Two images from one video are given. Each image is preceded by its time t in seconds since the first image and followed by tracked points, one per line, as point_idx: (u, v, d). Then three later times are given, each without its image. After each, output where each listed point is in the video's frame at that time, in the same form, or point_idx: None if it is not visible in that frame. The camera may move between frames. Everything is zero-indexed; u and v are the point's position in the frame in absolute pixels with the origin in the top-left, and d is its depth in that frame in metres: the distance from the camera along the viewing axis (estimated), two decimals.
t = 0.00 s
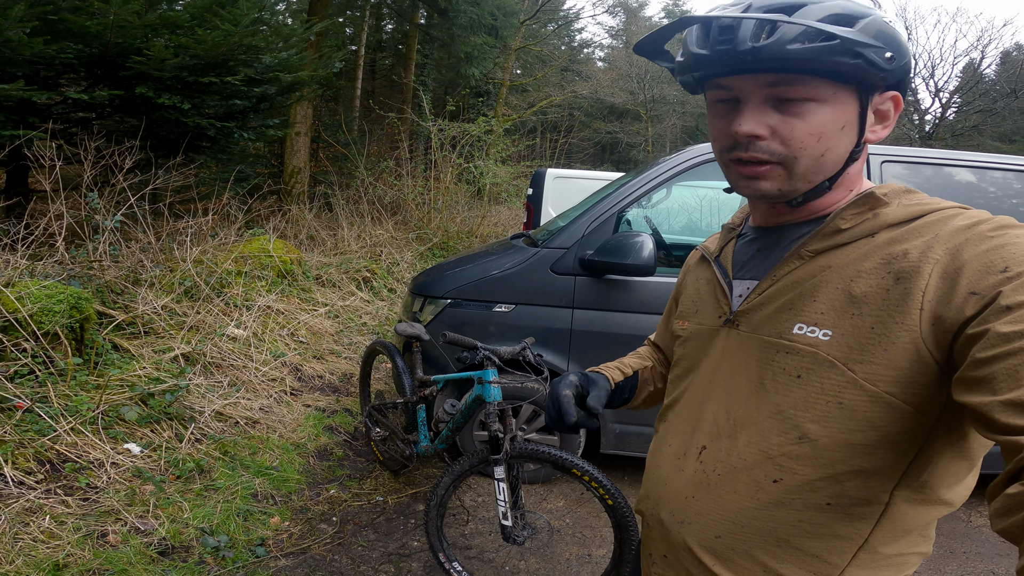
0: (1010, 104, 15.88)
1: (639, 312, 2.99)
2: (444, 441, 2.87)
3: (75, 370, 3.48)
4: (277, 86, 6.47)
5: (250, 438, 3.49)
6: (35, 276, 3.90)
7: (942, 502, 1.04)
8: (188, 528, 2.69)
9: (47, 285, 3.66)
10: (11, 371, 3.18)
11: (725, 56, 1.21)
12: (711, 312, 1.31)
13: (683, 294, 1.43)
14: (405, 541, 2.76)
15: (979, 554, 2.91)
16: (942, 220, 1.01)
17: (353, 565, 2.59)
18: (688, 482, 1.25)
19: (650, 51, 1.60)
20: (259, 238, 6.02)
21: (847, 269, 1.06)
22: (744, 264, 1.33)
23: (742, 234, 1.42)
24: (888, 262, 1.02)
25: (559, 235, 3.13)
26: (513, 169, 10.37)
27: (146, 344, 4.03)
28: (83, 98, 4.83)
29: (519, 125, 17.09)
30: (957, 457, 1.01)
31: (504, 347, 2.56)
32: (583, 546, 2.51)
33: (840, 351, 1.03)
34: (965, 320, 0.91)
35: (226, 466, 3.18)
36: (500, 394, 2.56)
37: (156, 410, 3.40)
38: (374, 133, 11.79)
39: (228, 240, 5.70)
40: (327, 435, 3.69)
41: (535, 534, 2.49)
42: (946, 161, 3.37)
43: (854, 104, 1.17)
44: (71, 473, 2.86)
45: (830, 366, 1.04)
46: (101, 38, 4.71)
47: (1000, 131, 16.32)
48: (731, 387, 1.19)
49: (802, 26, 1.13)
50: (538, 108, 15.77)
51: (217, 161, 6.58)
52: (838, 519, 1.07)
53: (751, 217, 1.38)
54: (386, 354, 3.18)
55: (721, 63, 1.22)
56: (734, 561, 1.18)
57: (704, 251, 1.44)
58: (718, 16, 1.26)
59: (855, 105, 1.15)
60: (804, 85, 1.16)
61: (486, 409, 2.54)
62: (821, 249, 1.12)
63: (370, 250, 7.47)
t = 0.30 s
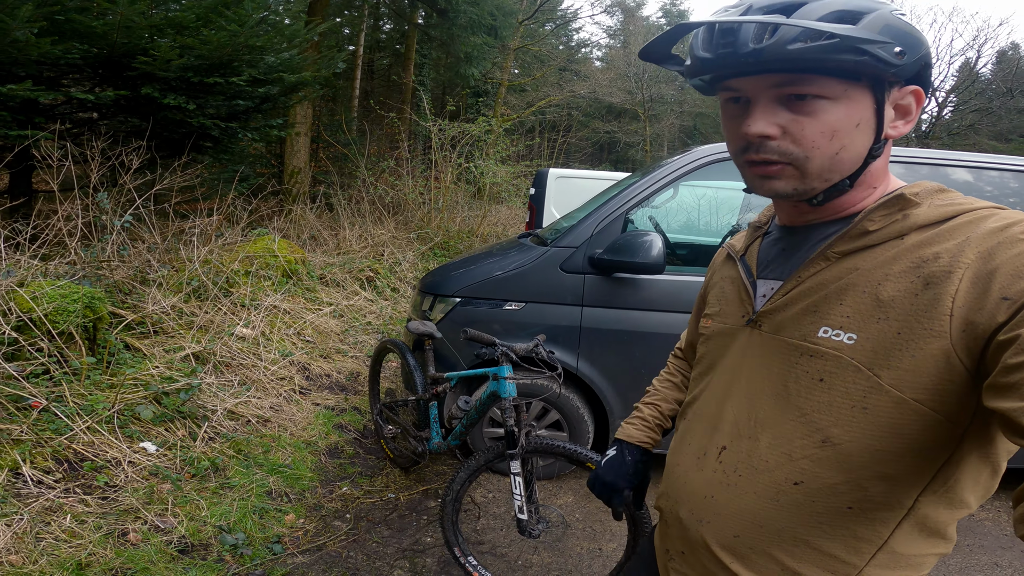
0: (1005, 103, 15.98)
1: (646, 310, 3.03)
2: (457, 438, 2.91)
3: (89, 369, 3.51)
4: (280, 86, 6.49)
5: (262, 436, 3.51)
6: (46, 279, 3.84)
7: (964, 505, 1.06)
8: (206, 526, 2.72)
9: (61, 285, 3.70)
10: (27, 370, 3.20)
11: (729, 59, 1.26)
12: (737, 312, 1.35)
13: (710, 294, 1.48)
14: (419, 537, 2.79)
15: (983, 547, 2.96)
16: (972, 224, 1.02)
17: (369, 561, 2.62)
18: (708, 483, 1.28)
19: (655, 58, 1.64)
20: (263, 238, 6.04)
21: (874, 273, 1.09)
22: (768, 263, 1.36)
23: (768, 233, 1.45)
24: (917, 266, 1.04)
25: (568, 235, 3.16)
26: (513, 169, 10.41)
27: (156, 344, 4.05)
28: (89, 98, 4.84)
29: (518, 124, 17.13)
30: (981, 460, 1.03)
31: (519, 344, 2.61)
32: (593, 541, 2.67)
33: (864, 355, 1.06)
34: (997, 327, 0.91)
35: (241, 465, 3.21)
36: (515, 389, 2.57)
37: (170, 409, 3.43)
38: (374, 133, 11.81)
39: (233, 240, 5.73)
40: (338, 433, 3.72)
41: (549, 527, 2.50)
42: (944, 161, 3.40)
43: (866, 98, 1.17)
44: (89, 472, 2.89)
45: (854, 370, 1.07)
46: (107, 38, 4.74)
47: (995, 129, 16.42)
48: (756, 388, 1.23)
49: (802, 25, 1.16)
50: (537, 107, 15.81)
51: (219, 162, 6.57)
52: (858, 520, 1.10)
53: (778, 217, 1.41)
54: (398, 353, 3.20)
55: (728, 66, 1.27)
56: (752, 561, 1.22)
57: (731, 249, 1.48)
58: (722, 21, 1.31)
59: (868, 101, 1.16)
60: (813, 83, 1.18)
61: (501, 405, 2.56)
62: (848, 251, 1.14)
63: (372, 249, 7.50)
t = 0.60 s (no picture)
0: (1003, 103, 16.01)
1: (649, 309, 3.03)
2: (461, 438, 2.90)
3: (90, 369, 3.50)
4: (280, 85, 6.47)
5: (264, 436, 3.51)
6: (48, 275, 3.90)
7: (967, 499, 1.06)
8: (209, 527, 2.71)
9: (62, 285, 3.69)
10: (29, 370, 3.19)
11: (724, 56, 1.27)
12: (740, 306, 1.34)
13: (713, 289, 1.47)
14: (423, 538, 2.79)
15: (986, 545, 2.96)
16: (978, 220, 1.01)
17: (373, 562, 2.62)
18: (711, 478, 1.28)
19: (654, 57, 1.65)
20: (263, 238, 6.02)
21: (878, 269, 1.08)
22: (774, 257, 1.36)
23: (772, 227, 1.45)
24: (922, 262, 1.03)
25: (572, 234, 3.15)
26: (512, 168, 10.41)
27: (157, 344, 4.04)
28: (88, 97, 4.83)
29: (517, 124, 17.13)
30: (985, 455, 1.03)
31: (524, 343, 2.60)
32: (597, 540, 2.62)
33: (869, 351, 1.05)
34: (1002, 325, 0.90)
35: (243, 465, 3.20)
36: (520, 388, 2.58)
37: (172, 409, 3.42)
38: (373, 133, 11.80)
39: (233, 239, 5.72)
40: (340, 433, 3.71)
41: (554, 527, 2.51)
42: (943, 161, 3.40)
43: (865, 91, 1.16)
44: (91, 472, 2.88)
45: (859, 366, 1.06)
46: (108, 37, 4.73)
47: (993, 130, 16.44)
48: (760, 384, 1.22)
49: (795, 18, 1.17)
50: (535, 107, 15.80)
51: (219, 161, 6.56)
52: (862, 515, 1.11)
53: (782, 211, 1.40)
54: (401, 352, 3.20)
55: (723, 63, 1.28)
56: (757, 556, 1.22)
57: (736, 243, 1.48)
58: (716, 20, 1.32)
59: (866, 92, 1.15)
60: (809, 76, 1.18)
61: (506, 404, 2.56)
62: (853, 247, 1.13)
63: (372, 249, 7.49)
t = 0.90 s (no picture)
0: (1002, 102, 15.98)
1: (648, 311, 3.00)
2: (458, 441, 2.87)
3: (82, 370, 3.47)
4: (278, 84, 6.44)
5: (259, 439, 3.47)
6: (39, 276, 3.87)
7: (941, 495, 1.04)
8: (202, 531, 2.68)
9: (53, 285, 3.65)
10: (19, 372, 3.16)
11: (691, 66, 1.26)
12: (731, 294, 1.32)
13: (708, 280, 1.45)
14: (419, 542, 2.76)
15: (990, 548, 2.93)
16: (967, 214, 0.98)
17: (368, 566, 2.58)
18: (694, 463, 1.25)
19: (641, 68, 1.64)
20: (260, 238, 5.99)
21: (865, 258, 1.05)
22: (767, 247, 1.33)
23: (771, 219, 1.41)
24: (909, 253, 1.00)
25: (571, 234, 3.12)
26: (511, 168, 10.38)
27: (151, 345, 4.01)
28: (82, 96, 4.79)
29: (516, 124, 17.10)
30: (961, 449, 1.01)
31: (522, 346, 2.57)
32: (596, 545, 2.67)
33: (852, 338, 1.02)
34: (984, 314, 0.87)
35: (237, 468, 3.17)
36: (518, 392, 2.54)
37: (165, 411, 3.38)
38: (372, 132, 11.77)
39: (230, 240, 5.69)
40: (336, 435, 3.68)
41: (553, 532, 2.48)
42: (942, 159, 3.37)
43: (830, 88, 1.12)
44: (81, 475, 2.85)
45: (840, 353, 1.03)
46: (103, 36, 4.70)
47: (993, 130, 16.42)
48: (744, 370, 1.19)
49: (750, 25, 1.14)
50: (534, 106, 15.77)
51: (216, 160, 6.53)
52: (838, 505, 1.07)
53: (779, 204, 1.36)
54: (397, 354, 3.17)
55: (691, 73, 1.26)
56: (734, 543, 1.19)
57: (733, 235, 1.46)
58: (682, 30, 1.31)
59: (832, 91, 1.11)
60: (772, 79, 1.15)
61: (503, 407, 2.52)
62: (843, 237, 1.10)
63: (370, 249, 7.46)
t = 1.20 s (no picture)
0: (1002, 101, 15.93)
1: (650, 306, 2.95)
2: (455, 439, 2.82)
3: (70, 368, 3.42)
4: (274, 81, 6.39)
5: (252, 438, 3.42)
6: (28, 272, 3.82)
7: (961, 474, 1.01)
8: (191, 532, 2.62)
9: (40, 280, 3.60)
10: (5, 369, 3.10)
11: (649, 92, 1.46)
12: (739, 270, 1.26)
13: (711, 258, 1.40)
14: (415, 543, 2.70)
15: (1002, 548, 2.88)
16: (980, 188, 0.94)
17: (362, 568, 2.53)
18: (709, 446, 1.18)
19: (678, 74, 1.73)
20: (256, 236, 5.93)
21: (877, 231, 1.01)
22: (772, 221, 1.28)
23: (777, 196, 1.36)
24: (922, 225, 0.95)
25: (571, 228, 3.07)
26: (510, 167, 10.33)
27: (143, 342, 3.96)
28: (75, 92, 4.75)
29: (515, 123, 17.04)
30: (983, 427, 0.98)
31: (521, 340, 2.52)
32: (598, 546, 2.61)
33: (868, 312, 0.97)
34: (1001, 285, 0.82)
35: (228, 467, 3.11)
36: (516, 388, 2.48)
37: (155, 409, 3.33)
38: (370, 131, 11.72)
39: (225, 237, 5.63)
40: (331, 434, 3.62)
41: (553, 533, 2.42)
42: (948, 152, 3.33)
43: (721, 87, 1.21)
44: (67, 475, 2.80)
45: (857, 327, 0.98)
46: (96, 32, 4.65)
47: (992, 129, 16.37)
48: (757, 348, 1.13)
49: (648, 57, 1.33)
50: (533, 105, 15.71)
51: (212, 158, 6.49)
52: (862, 486, 1.03)
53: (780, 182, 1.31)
54: (394, 350, 3.11)
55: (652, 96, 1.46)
56: (756, 528, 1.13)
57: (738, 212, 1.41)
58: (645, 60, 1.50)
59: (720, 91, 1.21)
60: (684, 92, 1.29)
61: (502, 404, 2.47)
62: (852, 210, 1.06)
63: (368, 247, 7.40)
